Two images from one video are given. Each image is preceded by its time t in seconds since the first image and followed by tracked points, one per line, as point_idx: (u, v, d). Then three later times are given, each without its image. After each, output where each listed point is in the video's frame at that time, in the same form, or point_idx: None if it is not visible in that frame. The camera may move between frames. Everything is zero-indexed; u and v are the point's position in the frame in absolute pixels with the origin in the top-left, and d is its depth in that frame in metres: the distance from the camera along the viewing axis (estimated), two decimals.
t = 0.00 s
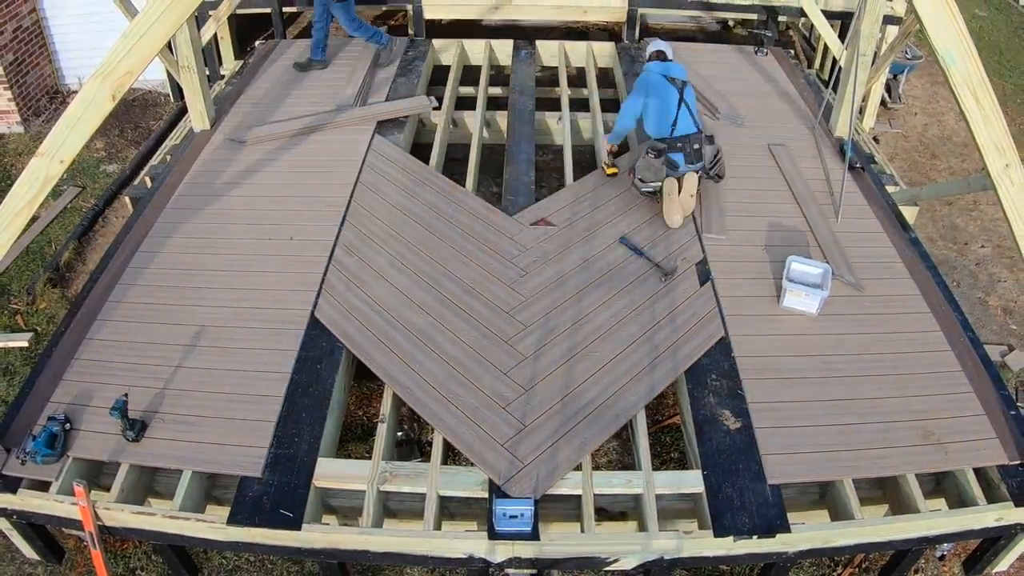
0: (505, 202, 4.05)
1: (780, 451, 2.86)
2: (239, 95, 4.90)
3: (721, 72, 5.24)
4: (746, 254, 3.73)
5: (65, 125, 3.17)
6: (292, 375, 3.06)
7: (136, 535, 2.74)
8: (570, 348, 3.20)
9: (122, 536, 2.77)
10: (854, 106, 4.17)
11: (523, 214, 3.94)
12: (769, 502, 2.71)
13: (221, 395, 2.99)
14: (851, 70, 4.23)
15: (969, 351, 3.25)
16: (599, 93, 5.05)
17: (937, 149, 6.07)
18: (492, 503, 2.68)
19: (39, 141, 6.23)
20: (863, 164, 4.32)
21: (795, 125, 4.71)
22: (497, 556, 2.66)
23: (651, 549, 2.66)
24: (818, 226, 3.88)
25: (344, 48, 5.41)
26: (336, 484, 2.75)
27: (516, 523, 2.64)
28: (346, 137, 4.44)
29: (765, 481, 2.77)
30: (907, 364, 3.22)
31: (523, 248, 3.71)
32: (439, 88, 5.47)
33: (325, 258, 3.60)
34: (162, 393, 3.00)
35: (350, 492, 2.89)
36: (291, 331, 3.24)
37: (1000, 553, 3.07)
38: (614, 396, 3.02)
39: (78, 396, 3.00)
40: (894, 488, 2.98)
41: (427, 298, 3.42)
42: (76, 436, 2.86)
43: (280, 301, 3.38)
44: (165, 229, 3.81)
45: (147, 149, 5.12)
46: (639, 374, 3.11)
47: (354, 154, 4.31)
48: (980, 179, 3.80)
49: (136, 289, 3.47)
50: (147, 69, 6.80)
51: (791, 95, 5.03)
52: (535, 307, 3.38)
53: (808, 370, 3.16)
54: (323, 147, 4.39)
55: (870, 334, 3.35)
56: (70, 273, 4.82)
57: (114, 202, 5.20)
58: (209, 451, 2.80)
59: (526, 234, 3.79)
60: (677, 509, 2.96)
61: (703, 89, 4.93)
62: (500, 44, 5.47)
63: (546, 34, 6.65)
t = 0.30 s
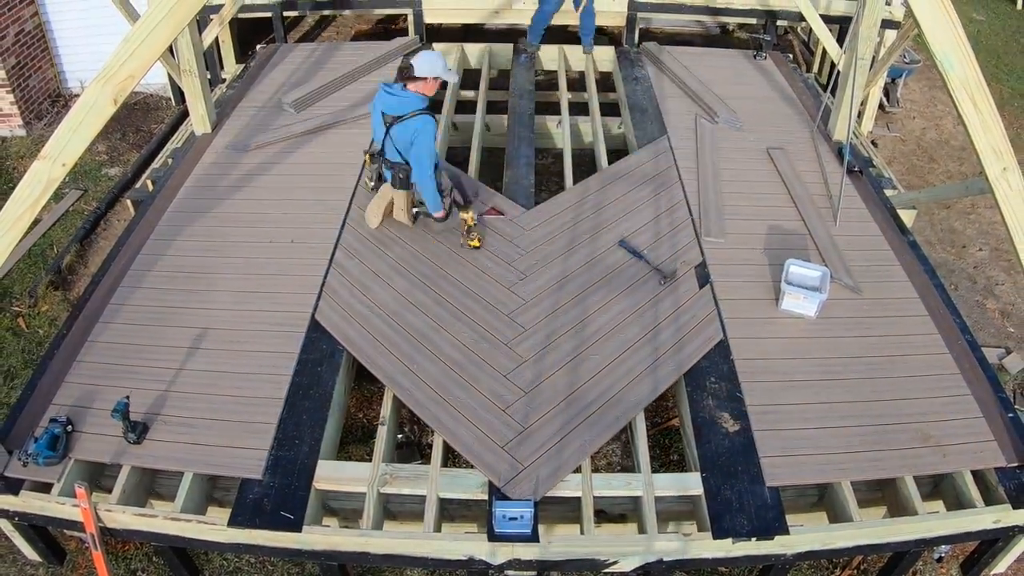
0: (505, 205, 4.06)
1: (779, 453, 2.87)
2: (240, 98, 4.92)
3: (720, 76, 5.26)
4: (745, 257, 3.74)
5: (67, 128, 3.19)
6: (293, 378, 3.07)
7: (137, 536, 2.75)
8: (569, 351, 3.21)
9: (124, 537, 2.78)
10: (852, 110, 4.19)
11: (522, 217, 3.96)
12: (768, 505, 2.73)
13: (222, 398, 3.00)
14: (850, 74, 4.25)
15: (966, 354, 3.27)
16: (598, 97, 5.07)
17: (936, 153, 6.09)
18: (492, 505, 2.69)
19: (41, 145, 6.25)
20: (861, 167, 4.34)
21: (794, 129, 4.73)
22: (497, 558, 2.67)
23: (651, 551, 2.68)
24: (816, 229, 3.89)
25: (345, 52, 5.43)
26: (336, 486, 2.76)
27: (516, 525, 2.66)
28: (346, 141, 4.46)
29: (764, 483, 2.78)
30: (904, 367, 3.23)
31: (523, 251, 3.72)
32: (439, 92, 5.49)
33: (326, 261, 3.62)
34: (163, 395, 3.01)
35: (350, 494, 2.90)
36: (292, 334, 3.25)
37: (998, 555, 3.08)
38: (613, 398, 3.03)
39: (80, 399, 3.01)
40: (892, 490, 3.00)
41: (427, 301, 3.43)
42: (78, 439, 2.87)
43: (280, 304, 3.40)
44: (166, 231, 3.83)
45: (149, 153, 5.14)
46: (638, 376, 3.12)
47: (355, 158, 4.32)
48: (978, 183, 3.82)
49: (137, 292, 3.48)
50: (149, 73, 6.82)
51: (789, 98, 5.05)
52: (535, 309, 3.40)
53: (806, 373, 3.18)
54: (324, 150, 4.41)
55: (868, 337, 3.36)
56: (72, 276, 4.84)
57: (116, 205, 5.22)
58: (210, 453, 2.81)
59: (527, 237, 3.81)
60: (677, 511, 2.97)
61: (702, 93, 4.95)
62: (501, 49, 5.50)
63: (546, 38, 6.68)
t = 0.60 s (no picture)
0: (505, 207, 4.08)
1: (778, 454, 2.88)
2: (241, 101, 4.94)
3: (719, 78, 5.28)
4: (744, 259, 3.76)
5: (68, 131, 3.20)
6: (294, 379, 3.09)
7: (139, 537, 2.77)
8: (570, 351, 3.23)
9: (126, 538, 2.80)
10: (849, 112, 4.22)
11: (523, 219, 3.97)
12: (767, 505, 2.74)
13: (224, 399, 3.01)
14: (847, 77, 4.28)
15: (964, 355, 3.28)
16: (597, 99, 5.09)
17: (934, 155, 6.10)
18: (492, 506, 2.70)
19: (43, 147, 6.27)
20: (859, 169, 4.36)
21: (792, 130, 4.75)
22: (497, 558, 2.69)
23: (651, 551, 2.69)
24: (815, 231, 3.91)
25: (345, 55, 5.45)
26: (336, 487, 2.77)
27: (516, 526, 2.67)
28: (347, 144, 4.48)
29: (763, 484, 2.79)
30: (902, 368, 3.25)
31: (523, 253, 3.74)
32: (439, 94, 5.51)
33: (326, 263, 3.63)
34: (165, 397, 3.03)
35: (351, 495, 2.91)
36: (293, 336, 3.27)
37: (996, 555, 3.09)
38: (613, 399, 3.05)
39: (82, 400, 3.02)
40: (891, 491, 3.01)
41: (427, 302, 3.45)
42: (80, 440, 2.88)
43: (281, 306, 3.41)
44: (167, 234, 3.85)
45: (151, 155, 5.16)
46: (638, 377, 3.14)
47: (355, 160, 4.34)
48: (976, 184, 3.84)
49: (139, 294, 3.50)
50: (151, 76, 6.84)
51: (787, 100, 5.07)
52: (535, 311, 3.41)
53: (805, 374, 3.19)
54: (324, 152, 4.43)
55: (867, 338, 3.38)
56: (74, 278, 4.86)
57: (117, 207, 5.23)
58: (212, 454, 2.82)
59: (527, 239, 3.83)
60: (676, 511, 2.98)
61: (701, 95, 4.97)
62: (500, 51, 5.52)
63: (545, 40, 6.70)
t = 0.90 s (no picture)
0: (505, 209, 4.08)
1: (776, 455, 2.89)
2: (242, 104, 4.96)
3: (718, 80, 5.30)
4: (743, 261, 3.77)
5: (70, 134, 3.21)
6: (295, 381, 3.10)
7: (140, 538, 2.78)
8: (570, 353, 3.24)
9: (127, 539, 2.81)
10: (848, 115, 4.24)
11: (523, 220, 3.98)
12: (766, 506, 2.75)
13: (225, 401, 3.03)
14: (846, 80, 4.30)
15: (962, 356, 3.30)
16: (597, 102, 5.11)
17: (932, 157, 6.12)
18: (492, 507, 2.71)
19: (45, 150, 6.29)
20: (857, 172, 4.38)
21: (791, 133, 4.77)
22: (498, 559, 2.70)
23: (650, 552, 2.71)
24: (814, 232, 3.93)
25: (346, 58, 5.48)
26: (336, 488, 2.78)
27: (516, 527, 2.68)
28: (347, 147, 4.50)
29: (762, 484, 2.80)
30: (900, 369, 3.26)
31: (524, 255, 3.76)
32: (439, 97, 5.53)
33: (328, 265, 3.65)
34: (166, 398, 3.04)
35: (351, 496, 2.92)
36: (293, 337, 3.28)
37: (994, 556, 3.11)
38: (612, 401, 3.06)
39: (84, 402, 3.04)
40: (890, 491, 3.02)
41: (428, 304, 3.46)
42: (82, 441, 2.89)
43: (281, 307, 3.43)
44: (168, 236, 3.86)
45: (152, 157, 5.18)
46: (638, 378, 3.15)
47: (355, 162, 4.36)
48: (974, 186, 3.86)
49: (141, 296, 3.51)
50: (152, 79, 6.86)
51: (786, 103, 5.09)
52: (534, 313, 3.43)
53: (804, 375, 3.20)
54: (326, 155, 4.45)
55: (866, 339, 3.39)
56: (76, 279, 4.88)
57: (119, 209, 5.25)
58: (213, 456, 2.83)
59: (526, 240, 3.85)
60: (676, 512, 3.00)
61: (700, 98, 4.99)
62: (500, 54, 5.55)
63: (544, 44, 6.73)
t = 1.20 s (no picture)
0: (506, 209, 4.10)
1: (775, 455, 2.91)
2: (243, 105, 4.98)
3: (717, 82, 5.32)
4: (742, 261, 3.79)
5: (71, 135, 3.22)
6: (296, 381, 3.12)
7: (142, 537, 2.79)
8: (569, 353, 3.26)
9: (129, 538, 2.82)
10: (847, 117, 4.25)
11: (523, 221, 4.00)
12: (764, 506, 2.76)
13: (226, 401, 3.04)
14: (845, 81, 4.32)
15: (960, 356, 3.32)
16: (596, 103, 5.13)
17: (930, 158, 6.14)
18: (492, 506, 2.72)
19: (46, 151, 6.31)
20: (856, 173, 4.40)
21: (790, 134, 4.78)
22: (497, 558, 2.72)
23: (648, 551, 2.72)
24: (812, 233, 3.94)
25: (346, 60, 5.49)
26: (337, 488, 2.80)
27: (515, 526, 2.70)
28: (348, 148, 4.51)
29: (760, 485, 2.82)
30: (898, 369, 3.28)
31: (524, 255, 3.78)
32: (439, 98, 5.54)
33: (329, 266, 3.66)
34: (167, 398, 3.05)
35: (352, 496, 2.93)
36: (294, 338, 3.30)
37: (992, 555, 3.12)
38: (612, 401, 3.07)
39: (85, 402, 3.05)
40: (887, 491, 3.04)
41: (429, 305, 3.48)
42: (83, 441, 2.91)
43: (282, 307, 3.44)
44: (169, 236, 3.88)
45: (154, 158, 5.20)
46: (637, 378, 3.16)
47: (356, 163, 4.37)
48: (971, 188, 3.88)
49: (142, 296, 3.53)
50: (153, 79, 6.88)
51: (785, 104, 5.11)
52: (533, 314, 3.44)
53: (802, 375, 3.22)
54: (327, 156, 4.46)
55: (864, 340, 3.41)
56: (77, 280, 4.90)
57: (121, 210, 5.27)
58: (213, 455, 2.85)
59: (526, 241, 3.86)
60: (674, 511, 3.01)
61: (700, 99, 5.00)
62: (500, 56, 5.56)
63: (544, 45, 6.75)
